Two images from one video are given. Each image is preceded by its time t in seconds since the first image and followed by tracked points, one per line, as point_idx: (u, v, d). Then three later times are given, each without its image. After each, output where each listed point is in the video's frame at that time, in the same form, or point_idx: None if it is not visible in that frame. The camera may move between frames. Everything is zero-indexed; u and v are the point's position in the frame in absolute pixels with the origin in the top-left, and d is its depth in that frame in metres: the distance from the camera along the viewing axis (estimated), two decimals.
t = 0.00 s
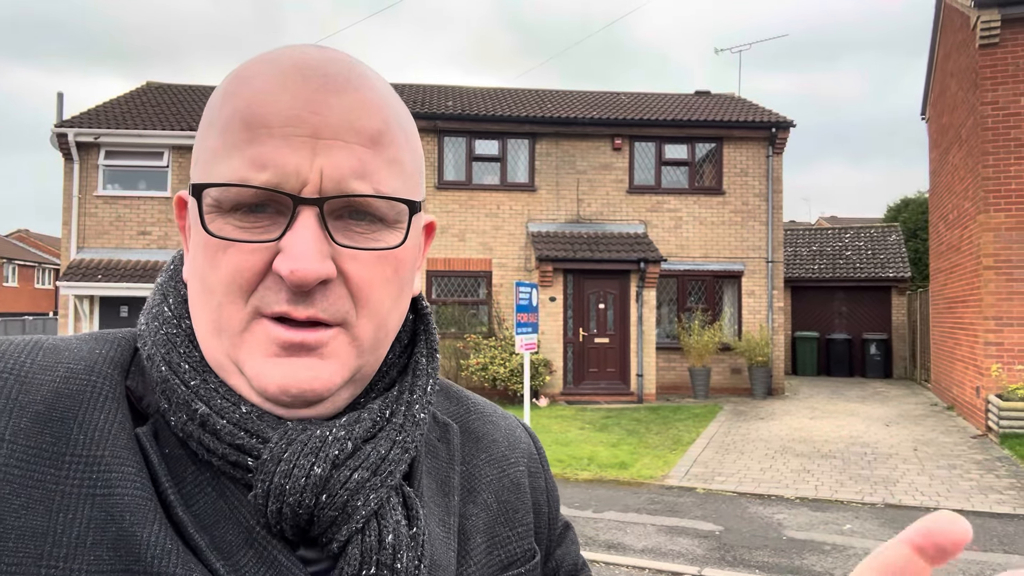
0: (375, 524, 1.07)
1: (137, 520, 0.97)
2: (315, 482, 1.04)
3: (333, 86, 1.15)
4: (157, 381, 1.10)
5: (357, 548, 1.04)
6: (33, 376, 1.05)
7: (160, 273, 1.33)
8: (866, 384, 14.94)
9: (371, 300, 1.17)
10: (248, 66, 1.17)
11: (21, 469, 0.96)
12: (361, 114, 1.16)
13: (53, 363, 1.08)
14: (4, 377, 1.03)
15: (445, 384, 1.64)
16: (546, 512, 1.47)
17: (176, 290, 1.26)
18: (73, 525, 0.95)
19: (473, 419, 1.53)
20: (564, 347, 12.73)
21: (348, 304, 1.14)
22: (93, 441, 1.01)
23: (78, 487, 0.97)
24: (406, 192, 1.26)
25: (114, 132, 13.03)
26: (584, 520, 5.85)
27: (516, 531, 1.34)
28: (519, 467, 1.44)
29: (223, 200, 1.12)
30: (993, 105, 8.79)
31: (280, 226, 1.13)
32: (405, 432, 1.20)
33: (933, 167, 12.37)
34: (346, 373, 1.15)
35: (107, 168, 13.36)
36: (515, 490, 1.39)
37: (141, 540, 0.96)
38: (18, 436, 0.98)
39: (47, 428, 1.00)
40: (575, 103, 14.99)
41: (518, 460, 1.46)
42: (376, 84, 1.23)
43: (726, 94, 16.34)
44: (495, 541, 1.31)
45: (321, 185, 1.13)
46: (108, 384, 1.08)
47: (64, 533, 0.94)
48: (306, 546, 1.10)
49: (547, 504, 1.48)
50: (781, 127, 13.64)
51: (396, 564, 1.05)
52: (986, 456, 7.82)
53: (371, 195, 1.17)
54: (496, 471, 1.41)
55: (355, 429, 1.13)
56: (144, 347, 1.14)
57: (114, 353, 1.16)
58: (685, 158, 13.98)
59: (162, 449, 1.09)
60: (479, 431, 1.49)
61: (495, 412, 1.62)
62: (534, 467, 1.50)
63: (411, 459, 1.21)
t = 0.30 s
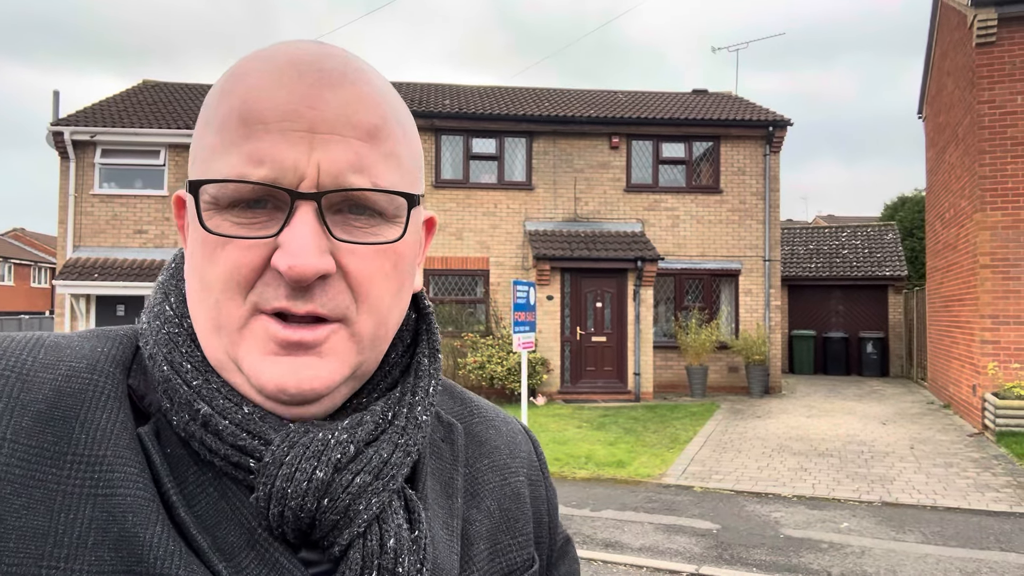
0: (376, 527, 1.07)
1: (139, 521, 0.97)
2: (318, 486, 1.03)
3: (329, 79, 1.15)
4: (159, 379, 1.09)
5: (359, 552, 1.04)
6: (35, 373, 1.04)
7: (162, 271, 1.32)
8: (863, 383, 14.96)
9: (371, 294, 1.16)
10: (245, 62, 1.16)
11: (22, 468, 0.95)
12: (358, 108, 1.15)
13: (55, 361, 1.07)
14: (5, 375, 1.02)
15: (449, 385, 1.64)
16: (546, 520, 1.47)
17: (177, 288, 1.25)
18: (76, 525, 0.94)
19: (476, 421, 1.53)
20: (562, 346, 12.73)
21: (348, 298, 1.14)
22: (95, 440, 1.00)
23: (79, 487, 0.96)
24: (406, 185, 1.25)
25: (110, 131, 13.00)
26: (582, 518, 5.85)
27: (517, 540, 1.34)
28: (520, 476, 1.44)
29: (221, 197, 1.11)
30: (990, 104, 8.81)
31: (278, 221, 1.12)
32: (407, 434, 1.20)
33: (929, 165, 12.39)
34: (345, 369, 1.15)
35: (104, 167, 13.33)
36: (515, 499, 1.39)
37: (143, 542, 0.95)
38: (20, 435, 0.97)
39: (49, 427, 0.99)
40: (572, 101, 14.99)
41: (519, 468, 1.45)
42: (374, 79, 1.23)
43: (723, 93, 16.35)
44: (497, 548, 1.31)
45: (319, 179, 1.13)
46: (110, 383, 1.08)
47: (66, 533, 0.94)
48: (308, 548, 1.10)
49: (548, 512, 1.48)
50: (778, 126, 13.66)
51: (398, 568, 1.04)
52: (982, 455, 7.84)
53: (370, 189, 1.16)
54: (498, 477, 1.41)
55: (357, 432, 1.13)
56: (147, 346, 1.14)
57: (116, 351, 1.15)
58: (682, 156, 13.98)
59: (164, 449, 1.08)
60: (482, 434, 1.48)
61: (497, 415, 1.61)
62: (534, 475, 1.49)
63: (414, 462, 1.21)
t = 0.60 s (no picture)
0: (377, 515, 1.08)
1: (141, 508, 0.97)
2: (322, 472, 1.04)
3: (358, 89, 1.15)
4: (161, 370, 1.08)
5: (361, 538, 1.04)
6: (37, 365, 1.04)
7: (166, 266, 1.31)
8: (860, 379, 15.01)
9: (384, 300, 1.18)
10: (278, 59, 1.16)
11: (24, 457, 0.95)
12: (383, 117, 1.16)
13: (56, 352, 1.07)
14: (8, 365, 1.03)
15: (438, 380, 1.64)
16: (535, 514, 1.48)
17: (182, 281, 1.24)
18: (78, 513, 0.94)
19: (465, 417, 1.53)
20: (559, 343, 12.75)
21: (361, 304, 1.15)
22: (97, 430, 1.00)
23: (82, 475, 0.97)
24: (421, 197, 1.26)
25: (107, 128, 12.96)
26: (580, 515, 5.86)
27: (506, 529, 1.35)
28: (508, 466, 1.45)
29: (243, 195, 1.11)
30: (986, 101, 8.82)
31: (300, 224, 1.13)
32: (407, 426, 1.20)
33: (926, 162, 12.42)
34: (351, 370, 1.16)
35: (100, 164, 13.29)
36: (504, 489, 1.40)
37: (146, 529, 0.96)
38: (23, 424, 0.97)
39: (51, 416, 1.00)
40: (570, 98, 14.99)
41: (507, 460, 1.46)
42: (399, 91, 1.24)
43: (720, 90, 16.35)
44: (487, 536, 1.32)
45: (343, 186, 1.14)
46: (111, 374, 1.08)
47: (69, 520, 0.94)
48: (308, 537, 1.10)
49: (537, 505, 1.49)
50: (775, 123, 13.67)
51: (398, 555, 1.05)
52: (979, 451, 7.86)
53: (390, 200, 1.18)
54: (487, 468, 1.42)
55: (359, 422, 1.13)
56: (149, 336, 1.13)
57: (115, 343, 1.15)
58: (680, 154, 13.98)
59: (165, 439, 1.08)
60: (470, 430, 1.50)
61: (485, 412, 1.62)
62: (523, 469, 1.50)
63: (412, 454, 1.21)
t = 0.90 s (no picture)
0: (365, 531, 1.06)
1: (122, 525, 0.94)
2: (307, 488, 1.02)
3: (327, 84, 1.13)
4: (145, 380, 1.07)
5: (347, 555, 1.02)
6: (16, 377, 1.02)
7: (148, 272, 1.29)
8: (861, 376, 14.98)
9: (364, 300, 1.15)
10: (239, 60, 1.14)
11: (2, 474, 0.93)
12: (354, 112, 1.14)
13: (36, 364, 1.05)
14: None
15: (433, 388, 1.62)
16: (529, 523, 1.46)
17: (164, 289, 1.22)
18: (57, 530, 0.92)
19: (459, 424, 1.51)
20: (559, 340, 12.73)
21: (339, 304, 1.12)
22: (77, 444, 0.98)
23: (61, 491, 0.94)
24: (399, 192, 1.23)
25: (106, 126, 12.93)
26: (579, 513, 5.84)
27: (501, 543, 1.33)
28: (503, 479, 1.43)
29: (211, 198, 1.09)
30: (988, 98, 8.78)
31: (270, 224, 1.10)
32: (396, 437, 1.18)
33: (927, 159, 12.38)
34: (334, 374, 1.13)
35: (99, 162, 13.27)
36: (499, 502, 1.38)
37: (126, 546, 0.93)
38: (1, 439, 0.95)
39: (30, 431, 0.97)
40: (569, 95, 14.94)
41: (502, 472, 1.44)
42: (369, 83, 1.21)
43: (721, 86, 16.30)
44: (482, 550, 1.30)
45: (312, 184, 1.11)
46: (92, 385, 1.05)
47: (47, 538, 0.92)
48: (294, 552, 1.08)
49: (534, 516, 1.47)
50: (776, 119, 13.63)
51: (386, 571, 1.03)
52: (980, 448, 7.84)
53: (362, 195, 1.15)
54: (482, 480, 1.39)
55: (346, 435, 1.11)
56: (131, 346, 1.11)
57: (98, 353, 1.12)
58: (680, 150, 13.94)
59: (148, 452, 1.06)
60: (466, 438, 1.47)
61: (481, 419, 1.59)
62: (519, 479, 1.48)
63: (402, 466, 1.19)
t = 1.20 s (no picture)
0: (371, 547, 1.06)
1: (132, 537, 0.96)
2: (312, 503, 1.03)
3: (318, 78, 1.16)
4: (157, 390, 1.10)
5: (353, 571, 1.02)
6: (32, 386, 1.04)
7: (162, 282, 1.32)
8: (860, 373, 15.02)
9: (365, 293, 1.16)
10: (237, 67, 1.18)
11: (17, 485, 0.95)
12: (345, 102, 1.16)
13: (51, 373, 1.06)
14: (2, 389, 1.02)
15: (452, 402, 1.65)
16: (529, 533, 1.46)
17: (176, 298, 1.26)
18: (69, 541, 0.94)
19: (472, 436, 1.53)
20: (560, 338, 12.76)
21: (339, 296, 1.13)
22: (90, 455, 1.00)
23: (74, 502, 0.96)
24: (395, 181, 1.24)
25: (106, 124, 12.93)
26: (581, 511, 5.87)
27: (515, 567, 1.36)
28: (515, 503, 1.45)
29: (209, 197, 1.12)
30: (988, 95, 8.79)
31: (267, 220, 1.12)
32: (404, 451, 1.19)
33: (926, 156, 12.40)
34: (337, 370, 1.14)
35: (100, 160, 13.27)
36: (512, 526, 1.40)
37: (135, 558, 0.95)
38: (15, 448, 0.97)
39: (44, 441, 0.99)
40: (569, 93, 14.95)
41: (514, 496, 1.46)
42: (366, 81, 1.23)
43: (721, 84, 16.31)
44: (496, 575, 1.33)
45: (306, 175, 1.13)
46: (107, 396, 1.07)
47: (59, 549, 0.93)
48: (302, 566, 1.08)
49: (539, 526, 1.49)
50: (776, 117, 13.64)
51: None
52: (979, 445, 7.87)
53: (358, 184, 1.16)
54: (496, 502, 1.42)
55: (354, 448, 1.12)
56: (144, 356, 1.14)
57: (114, 362, 1.14)
58: (680, 148, 13.95)
59: (161, 462, 1.08)
60: (483, 455, 1.49)
61: (498, 436, 1.61)
62: (530, 503, 1.50)
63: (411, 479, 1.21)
